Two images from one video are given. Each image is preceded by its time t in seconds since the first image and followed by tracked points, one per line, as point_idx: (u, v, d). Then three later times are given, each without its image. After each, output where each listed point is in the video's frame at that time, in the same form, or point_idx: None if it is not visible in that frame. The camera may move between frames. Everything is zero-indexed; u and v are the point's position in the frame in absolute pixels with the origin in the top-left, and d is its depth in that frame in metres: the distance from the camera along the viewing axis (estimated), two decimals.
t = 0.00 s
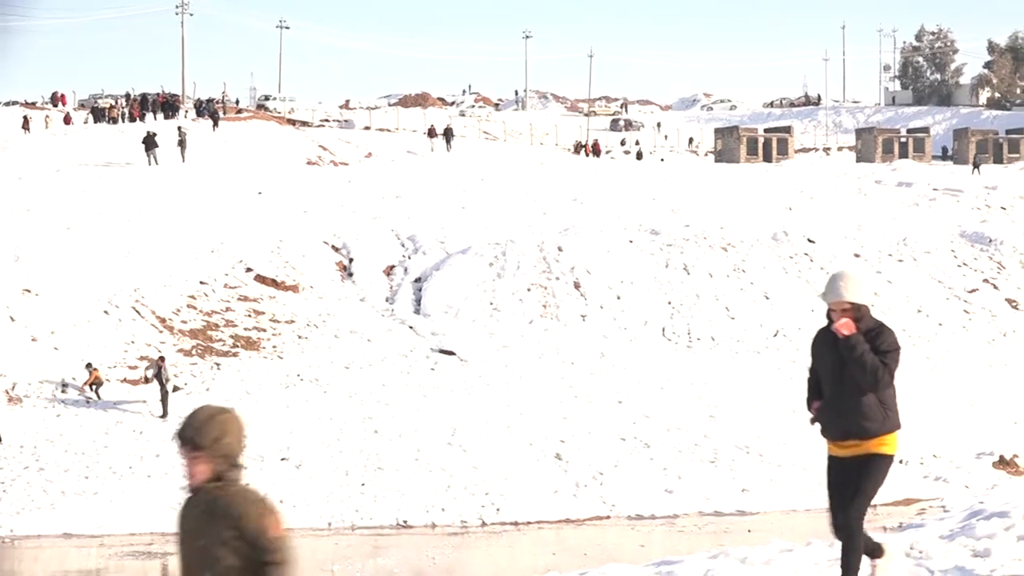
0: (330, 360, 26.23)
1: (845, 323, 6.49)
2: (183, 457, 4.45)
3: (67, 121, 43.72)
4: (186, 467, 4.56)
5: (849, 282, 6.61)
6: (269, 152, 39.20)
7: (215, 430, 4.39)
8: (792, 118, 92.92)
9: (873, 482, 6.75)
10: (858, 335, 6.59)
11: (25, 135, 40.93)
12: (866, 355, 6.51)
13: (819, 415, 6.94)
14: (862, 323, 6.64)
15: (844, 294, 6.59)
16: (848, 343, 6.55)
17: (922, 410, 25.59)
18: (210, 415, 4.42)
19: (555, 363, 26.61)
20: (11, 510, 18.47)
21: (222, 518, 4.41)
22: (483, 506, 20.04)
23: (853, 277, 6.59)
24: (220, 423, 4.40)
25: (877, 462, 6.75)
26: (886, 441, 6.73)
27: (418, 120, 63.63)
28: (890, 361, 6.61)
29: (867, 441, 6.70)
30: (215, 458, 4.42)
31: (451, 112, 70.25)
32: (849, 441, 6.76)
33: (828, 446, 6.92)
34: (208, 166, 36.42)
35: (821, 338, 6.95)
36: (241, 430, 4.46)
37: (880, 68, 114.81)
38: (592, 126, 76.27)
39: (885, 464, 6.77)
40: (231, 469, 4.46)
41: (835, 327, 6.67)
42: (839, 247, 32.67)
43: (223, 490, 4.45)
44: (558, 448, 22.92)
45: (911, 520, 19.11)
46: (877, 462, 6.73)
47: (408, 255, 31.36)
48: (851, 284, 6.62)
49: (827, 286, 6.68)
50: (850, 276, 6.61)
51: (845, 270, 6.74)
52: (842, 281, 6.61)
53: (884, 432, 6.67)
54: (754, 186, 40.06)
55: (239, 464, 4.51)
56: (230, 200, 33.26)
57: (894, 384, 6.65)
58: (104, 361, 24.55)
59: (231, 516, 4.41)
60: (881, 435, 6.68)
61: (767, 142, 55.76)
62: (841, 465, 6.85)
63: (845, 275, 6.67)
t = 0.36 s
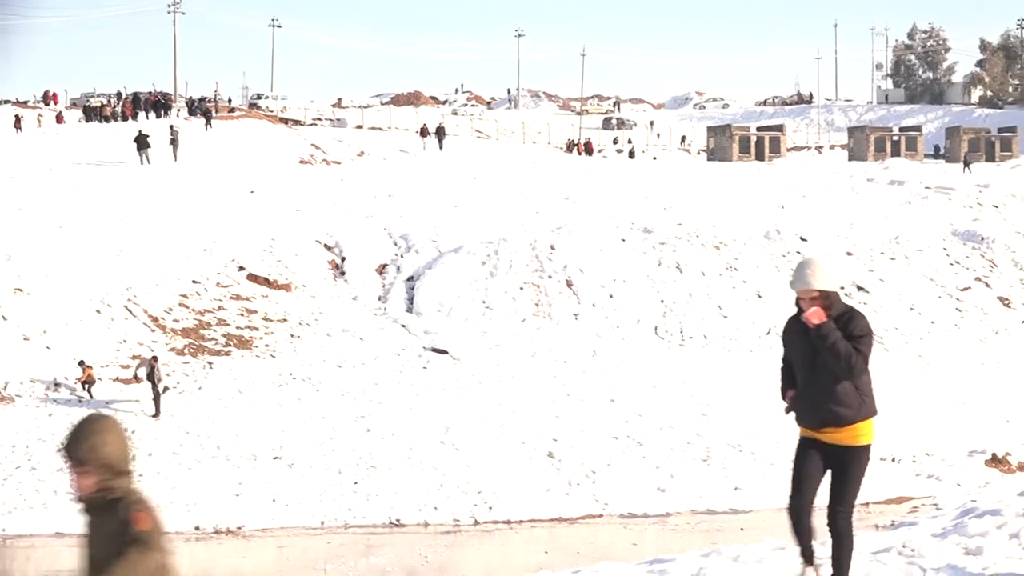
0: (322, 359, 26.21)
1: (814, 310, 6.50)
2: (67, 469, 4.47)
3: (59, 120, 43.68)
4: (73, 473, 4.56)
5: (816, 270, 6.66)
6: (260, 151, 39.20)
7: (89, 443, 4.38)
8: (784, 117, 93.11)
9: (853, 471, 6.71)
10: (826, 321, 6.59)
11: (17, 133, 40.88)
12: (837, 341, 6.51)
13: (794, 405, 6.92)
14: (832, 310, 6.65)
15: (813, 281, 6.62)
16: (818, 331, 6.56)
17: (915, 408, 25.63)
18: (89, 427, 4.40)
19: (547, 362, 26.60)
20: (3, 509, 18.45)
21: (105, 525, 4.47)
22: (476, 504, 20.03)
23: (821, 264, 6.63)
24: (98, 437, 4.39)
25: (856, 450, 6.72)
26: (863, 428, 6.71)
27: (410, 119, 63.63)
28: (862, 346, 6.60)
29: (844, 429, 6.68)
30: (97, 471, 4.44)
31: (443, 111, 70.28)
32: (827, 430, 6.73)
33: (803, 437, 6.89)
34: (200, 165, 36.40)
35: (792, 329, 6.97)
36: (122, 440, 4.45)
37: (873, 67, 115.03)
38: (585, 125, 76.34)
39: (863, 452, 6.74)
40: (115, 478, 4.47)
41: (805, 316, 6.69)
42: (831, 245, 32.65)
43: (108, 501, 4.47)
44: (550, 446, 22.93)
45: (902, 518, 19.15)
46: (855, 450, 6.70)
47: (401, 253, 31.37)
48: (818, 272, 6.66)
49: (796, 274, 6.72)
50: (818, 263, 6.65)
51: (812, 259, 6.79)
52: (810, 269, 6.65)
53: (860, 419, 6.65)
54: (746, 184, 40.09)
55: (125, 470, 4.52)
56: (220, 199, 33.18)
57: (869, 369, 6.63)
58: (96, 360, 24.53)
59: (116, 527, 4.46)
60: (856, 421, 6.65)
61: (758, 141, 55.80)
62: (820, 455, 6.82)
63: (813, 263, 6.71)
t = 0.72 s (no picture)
0: (315, 359, 26.20)
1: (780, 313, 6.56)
2: None
3: (52, 120, 43.59)
4: None
5: (784, 274, 6.71)
6: (253, 151, 39.16)
7: None
8: (777, 116, 93.18)
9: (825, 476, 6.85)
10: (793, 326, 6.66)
11: (9, 133, 40.80)
12: (804, 347, 6.60)
13: (764, 410, 7.02)
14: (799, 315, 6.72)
15: (780, 286, 6.69)
16: (785, 337, 6.64)
17: (908, 407, 25.65)
18: None
19: (540, 361, 26.59)
20: None
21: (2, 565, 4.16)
22: (469, 504, 20.03)
23: (788, 269, 6.68)
24: None
25: (827, 454, 6.86)
26: (834, 432, 6.84)
27: (404, 118, 63.55)
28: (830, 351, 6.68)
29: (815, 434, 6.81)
30: None
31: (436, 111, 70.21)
32: (798, 436, 6.85)
33: (774, 441, 7.01)
34: (193, 165, 36.36)
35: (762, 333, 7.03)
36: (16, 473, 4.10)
37: (866, 66, 115.12)
38: (579, 124, 76.32)
39: (835, 455, 6.88)
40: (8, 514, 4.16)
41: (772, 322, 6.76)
42: (825, 244, 32.64)
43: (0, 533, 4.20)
44: (543, 446, 22.93)
45: (896, 517, 19.16)
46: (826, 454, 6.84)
47: (394, 252, 31.37)
48: (786, 276, 6.71)
49: (763, 279, 6.77)
50: (785, 268, 6.70)
51: (780, 261, 6.84)
52: (777, 274, 6.69)
53: (830, 425, 6.78)
54: (739, 184, 40.09)
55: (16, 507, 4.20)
56: (213, 199, 33.13)
57: (836, 373, 6.73)
58: (89, 360, 24.50)
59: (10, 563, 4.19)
60: (826, 426, 6.77)
61: (752, 140, 55.79)
62: (791, 461, 6.94)
63: (781, 267, 6.75)
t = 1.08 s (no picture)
0: (306, 358, 26.17)
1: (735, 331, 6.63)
2: None
3: (43, 120, 43.45)
4: None
5: (740, 289, 6.75)
6: (244, 150, 39.10)
7: None
8: (768, 115, 93.23)
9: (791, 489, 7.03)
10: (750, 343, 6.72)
11: None
12: (760, 362, 6.67)
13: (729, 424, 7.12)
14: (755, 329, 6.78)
15: (736, 300, 6.73)
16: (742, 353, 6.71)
17: (899, 405, 25.68)
18: None
19: (532, 360, 26.59)
20: None
21: None
22: (461, 503, 20.03)
23: (744, 284, 6.73)
24: None
25: (794, 467, 6.99)
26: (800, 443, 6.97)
27: (394, 117, 63.46)
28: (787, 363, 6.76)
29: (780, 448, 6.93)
30: None
31: (428, 110, 70.12)
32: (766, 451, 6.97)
33: (740, 454, 7.15)
34: (184, 164, 36.30)
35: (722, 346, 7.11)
36: None
37: (856, 65, 115.20)
38: (570, 123, 76.27)
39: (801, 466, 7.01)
40: None
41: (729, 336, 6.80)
42: (816, 243, 32.64)
43: None
44: (535, 445, 22.93)
45: (887, 516, 19.17)
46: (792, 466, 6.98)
47: (385, 252, 31.36)
48: (742, 292, 6.76)
49: (718, 294, 6.80)
50: (740, 283, 6.73)
51: (738, 275, 6.88)
52: (733, 290, 6.73)
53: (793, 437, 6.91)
54: (730, 183, 40.12)
55: None
56: (204, 199, 33.08)
57: (795, 385, 6.82)
58: (79, 359, 24.46)
59: None
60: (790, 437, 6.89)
61: (743, 139, 55.81)
62: (762, 475, 7.10)
63: (738, 282, 6.79)
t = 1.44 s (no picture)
0: (288, 359, 26.15)
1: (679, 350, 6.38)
2: None
3: (24, 120, 43.24)
4: None
5: (681, 304, 6.49)
6: (225, 151, 39.04)
7: None
8: (750, 114, 93.54)
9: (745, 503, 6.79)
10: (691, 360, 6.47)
11: None
12: (705, 380, 6.40)
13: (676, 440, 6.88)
14: (698, 345, 6.51)
15: (677, 317, 6.47)
16: (685, 371, 6.43)
17: (881, 403, 25.73)
18: None
19: (514, 360, 26.59)
20: None
21: None
22: (443, 503, 20.04)
23: (683, 299, 6.46)
24: None
25: (747, 480, 6.77)
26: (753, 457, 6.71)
27: (376, 117, 63.41)
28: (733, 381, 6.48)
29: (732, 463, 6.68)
30: None
31: (409, 109, 70.05)
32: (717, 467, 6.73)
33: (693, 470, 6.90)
34: (166, 164, 36.22)
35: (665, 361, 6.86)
36: None
37: (839, 64, 115.47)
38: (551, 122, 76.26)
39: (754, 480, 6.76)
40: None
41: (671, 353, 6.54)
42: (798, 242, 32.67)
43: None
44: (517, 444, 22.93)
45: (869, 514, 19.20)
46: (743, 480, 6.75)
47: (368, 252, 31.34)
48: (682, 307, 6.50)
49: (658, 311, 6.54)
50: (681, 298, 6.47)
51: (677, 290, 6.61)
52: (674, 306, 6.48)
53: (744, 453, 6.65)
54: (711, 181, 40.17)
55: None
56: (185, 199, 33.02)
57: (744, 402, 6.55)
58: (60, 360, 24.38)
59: None
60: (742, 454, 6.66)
61: (725, 138, 55.89)
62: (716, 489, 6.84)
63: (678, 297, 6.52)
